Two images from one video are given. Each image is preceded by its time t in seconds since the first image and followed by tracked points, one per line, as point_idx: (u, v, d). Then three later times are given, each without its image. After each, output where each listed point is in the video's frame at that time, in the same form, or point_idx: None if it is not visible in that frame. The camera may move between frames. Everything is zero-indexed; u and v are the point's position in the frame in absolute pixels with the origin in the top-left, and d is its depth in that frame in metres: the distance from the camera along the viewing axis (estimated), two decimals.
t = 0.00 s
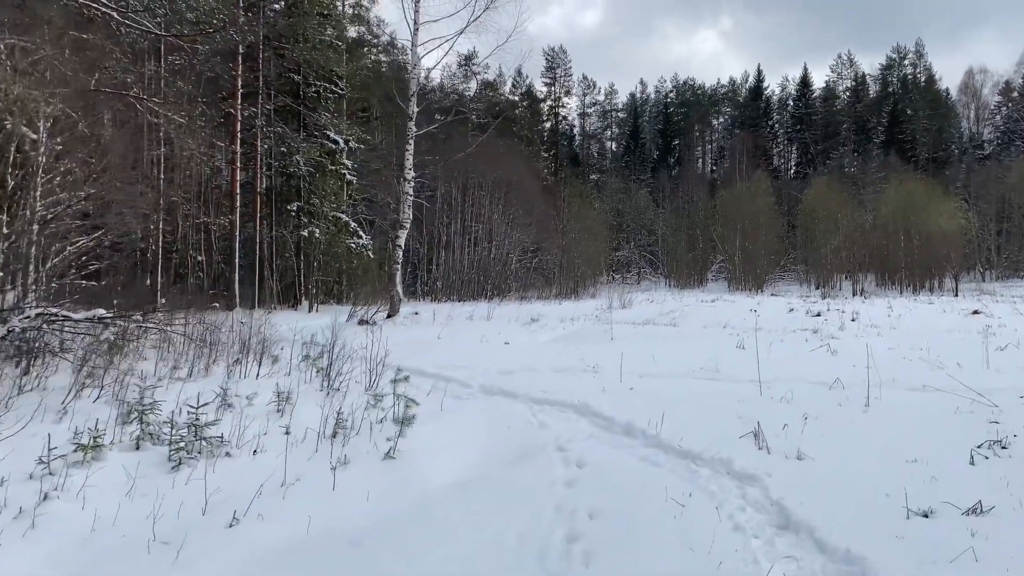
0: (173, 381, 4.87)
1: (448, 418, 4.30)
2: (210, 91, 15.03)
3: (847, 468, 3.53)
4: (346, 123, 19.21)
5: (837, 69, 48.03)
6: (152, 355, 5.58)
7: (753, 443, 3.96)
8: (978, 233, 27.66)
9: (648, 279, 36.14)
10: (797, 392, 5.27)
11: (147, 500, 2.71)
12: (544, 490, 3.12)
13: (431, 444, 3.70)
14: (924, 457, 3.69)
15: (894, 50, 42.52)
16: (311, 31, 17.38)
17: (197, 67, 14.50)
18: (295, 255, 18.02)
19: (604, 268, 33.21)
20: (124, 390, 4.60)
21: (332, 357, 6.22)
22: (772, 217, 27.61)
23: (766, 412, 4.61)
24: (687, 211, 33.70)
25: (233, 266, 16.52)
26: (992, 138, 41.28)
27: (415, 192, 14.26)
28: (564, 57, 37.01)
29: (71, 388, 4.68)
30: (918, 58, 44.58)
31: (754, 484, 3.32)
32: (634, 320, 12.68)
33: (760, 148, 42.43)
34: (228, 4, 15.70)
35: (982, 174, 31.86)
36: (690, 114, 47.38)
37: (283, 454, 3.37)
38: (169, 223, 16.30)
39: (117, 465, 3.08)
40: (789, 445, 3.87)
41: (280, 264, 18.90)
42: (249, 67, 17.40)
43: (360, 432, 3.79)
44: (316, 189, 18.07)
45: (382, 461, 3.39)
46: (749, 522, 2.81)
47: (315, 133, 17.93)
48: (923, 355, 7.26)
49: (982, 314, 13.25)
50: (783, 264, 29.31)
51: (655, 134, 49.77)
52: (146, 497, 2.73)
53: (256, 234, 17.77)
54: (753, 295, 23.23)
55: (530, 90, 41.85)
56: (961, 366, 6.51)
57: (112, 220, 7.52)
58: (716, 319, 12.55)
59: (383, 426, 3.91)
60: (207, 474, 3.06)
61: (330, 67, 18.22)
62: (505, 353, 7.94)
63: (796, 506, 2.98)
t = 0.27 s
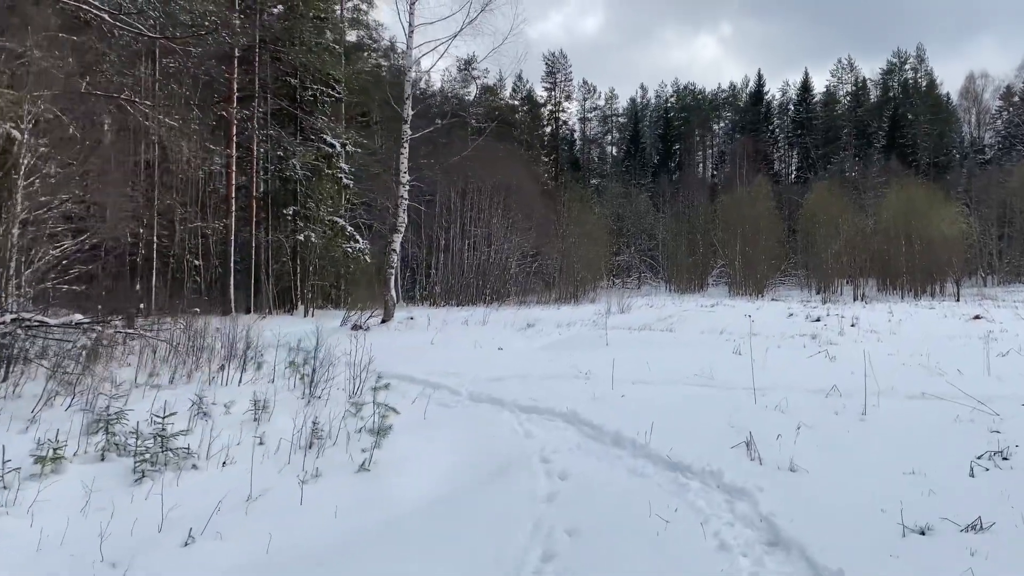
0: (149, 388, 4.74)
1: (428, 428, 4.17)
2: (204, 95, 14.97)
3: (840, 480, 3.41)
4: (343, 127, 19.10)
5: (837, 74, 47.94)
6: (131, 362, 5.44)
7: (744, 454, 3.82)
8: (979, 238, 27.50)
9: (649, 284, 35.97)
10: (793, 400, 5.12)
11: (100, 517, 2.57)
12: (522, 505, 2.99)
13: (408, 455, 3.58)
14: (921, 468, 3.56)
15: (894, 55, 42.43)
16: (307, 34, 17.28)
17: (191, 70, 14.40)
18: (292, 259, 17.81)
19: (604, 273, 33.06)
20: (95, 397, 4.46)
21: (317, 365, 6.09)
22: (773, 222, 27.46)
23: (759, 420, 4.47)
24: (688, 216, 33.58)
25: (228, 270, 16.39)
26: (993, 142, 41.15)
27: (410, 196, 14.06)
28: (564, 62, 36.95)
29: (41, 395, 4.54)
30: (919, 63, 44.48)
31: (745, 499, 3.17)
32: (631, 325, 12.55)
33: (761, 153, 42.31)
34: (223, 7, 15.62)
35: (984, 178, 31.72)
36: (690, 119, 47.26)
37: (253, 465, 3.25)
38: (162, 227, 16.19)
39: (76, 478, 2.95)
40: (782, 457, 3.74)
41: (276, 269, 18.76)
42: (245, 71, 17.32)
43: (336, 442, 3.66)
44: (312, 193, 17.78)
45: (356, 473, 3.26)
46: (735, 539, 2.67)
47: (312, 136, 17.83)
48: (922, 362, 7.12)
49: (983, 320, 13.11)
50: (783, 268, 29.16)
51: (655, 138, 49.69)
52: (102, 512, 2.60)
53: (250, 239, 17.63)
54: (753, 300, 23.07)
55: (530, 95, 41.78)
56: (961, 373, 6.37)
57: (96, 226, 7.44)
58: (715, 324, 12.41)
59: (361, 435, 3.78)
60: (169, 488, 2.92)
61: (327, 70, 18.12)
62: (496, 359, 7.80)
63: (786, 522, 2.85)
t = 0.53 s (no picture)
0: (128, 402, 4.61)
1: (412, 444, 4.05)
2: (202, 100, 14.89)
3: (837, 501, 3.27)
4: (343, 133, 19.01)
5: (841, 80, 47.80)
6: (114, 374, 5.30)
7: (739, 472, 3.68)
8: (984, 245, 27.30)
9: (652, 291, 35.82)
10: (791, 413, 4.98)
11: (55, 542, 2.45)
12: (501, 529, 2.86)
13: (387, 475, 3.46)
14: (922, 487, 3.43)
15: (898, 60, 42.29)
16: (306, 39, 17.21)
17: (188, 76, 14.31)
18: (291, 265, 17.67)
19: (607, 279, 32.90)
20: (71, 410, 4.33)
21: (305, 376, 5.97)
22: (776, 228, 27.32)
23: (755, 435, 4.33)
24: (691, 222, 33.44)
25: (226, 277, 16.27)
26: (998, 148, 40.95)
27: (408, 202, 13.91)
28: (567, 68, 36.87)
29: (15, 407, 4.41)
30: (923, 68, 44.33)
31: (738, 522, 3.03)
32: (632, 333, 12.39)
33: (764, 159, 42.16)
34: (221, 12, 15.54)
35: (989, 184, 31.53)
36: (693, 125, 47.17)
37: (224, 486, 3.12)
38: (160, 233, 16.09)
39: (36, 499, 2.82)
40: (778, 476, 3.60)
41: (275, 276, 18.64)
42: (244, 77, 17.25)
43: (313, 460, 3.54)
44: (311, 199, 17.64)
45: (331, 494, 3.13)
46: (725, 568, 2.53)
47: (311, 142, 17.74)
48: (926, 372, 6.97)
49: (988, 328, 12.94)
50: (787, 275, 28.98)
51: (658, 144, 49.59)
52: (58, 539, 2.47)
53: (249, 245, 17.52)
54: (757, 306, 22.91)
55: (532, 101, 41.70)
56: (966, 384, 6.22)
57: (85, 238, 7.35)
58: (716, 332, 12.27)
59: (340, 452, 3.66)
60: (133, 510, 2.79)
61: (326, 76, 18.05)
62: (491, 369, 7.66)
63: (779, 547, 2.72)
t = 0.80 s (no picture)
0: (111, 409, 4.45)
1: (402, 453, 3.90)
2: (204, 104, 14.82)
3: (849, 513, 3.09)
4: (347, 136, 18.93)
5: (850, 84, 47.55)
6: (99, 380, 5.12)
7: (743, 482, 3.51)
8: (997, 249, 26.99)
9: (660, 296, 35.59)
10: (799, 421, 4.81)
11: (8, 558, 2.29)
12: (489, 546, 2.68)
13: (373, 487, 3.32)
14: (939, 500, 3.23)
15: (908, 64, 42.03)
16: (311, 42, 17.12)
17: (190, 78, 14.23)
18: (294, 270, 17.55)
19: (615, 284, 32.72)
20: (53, 414, 4.20)
21: (300, 382, 5.83)
22: (786, 233, 27.08)
23: (761, 444, 4.17)
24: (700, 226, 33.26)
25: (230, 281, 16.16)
26: (1010, 153, 40.61)
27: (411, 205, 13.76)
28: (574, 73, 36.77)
29: None
30: (933, 72, 44.04)
31: (741, 536, 2.86)
32: (638, 337, 12.23)
33: (773, 163, 41.95)
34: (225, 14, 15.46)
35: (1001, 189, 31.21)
36: (702, 130, 46.95)
37: (198, 497, 2.96)
38: (162, 237, 16.02)
39: None
40: (787, 487, 3.41)
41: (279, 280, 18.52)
42: (249, 80, 17.17)
43: (297, 470, 3.41)
44: (315, 203, 17.54)
45: (311, 508, 2.98)
46: None
47: (316, 146, 17.66)
48: (938, 379, 6.78)
49: (1001, 333, 12.70)
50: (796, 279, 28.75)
51: (666, 149, 49.46)
52: (12, 554, 2.31)
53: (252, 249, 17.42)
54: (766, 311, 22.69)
55: (540, 106, 41.62)
56: (979, 390, 6.01)
57: (84, 244, 7.24)
58: (724, 337, 12.07)
59: (324, 462, 3.50)
60: (98, 523, 2.63)
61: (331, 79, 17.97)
62: (492, 374, 7.50)
63: (787, 565, 2.54)
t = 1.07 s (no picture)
0: (101, 418, 4.33)
1: (398, 465, 3.74)
2: (214, 108, 14.78)
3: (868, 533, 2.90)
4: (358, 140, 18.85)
5: (866, 87, 47.14)
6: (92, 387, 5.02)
7: (755, 498, 3.33)
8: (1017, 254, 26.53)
9: (674, 301, 35.36)
10: (814, 431, 4.61)
11: None
12: (481, 567, 2.52)
13: (364, 502, 3.16)
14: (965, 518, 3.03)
15: (925, 67, 41.58)
16: (321, 47, 17.08)
17: (199, 82, 14.17)
18: (304, 274, 17.46)
19: (628, 289, 32.48)
20: (38, 425, 4.06)
21: (299, 391, 5.69)
22: (801, 237, 26.83)
23: (775, 456, 3.98)
24: (714, 231, 32.99)
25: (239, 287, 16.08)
26: None
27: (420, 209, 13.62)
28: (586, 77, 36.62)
29: None
30: (951, 75, 43.55)
31: (752, 557, 2.67)
32: (650, 343, 12.03)
33: (788, 168, 41.60)
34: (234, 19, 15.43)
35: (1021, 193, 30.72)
36: (716, 134, 46.69)
37: (177, 514, 2.81)
38: (172, 242, 15.98)
39: None
40: (801, 504, 3.23)
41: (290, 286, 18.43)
42: (259, 84, 17.13)
43: (284, 484, 3.25)
44: (325, 208, 17.41)
45: (296, 525, 2.82)
46: None
47: (326, 150, 17.58)
48: (959, 386, 6.54)
49: None
50: (812, 285, 28.42)
51: (680, 153, 49.21)
52: None
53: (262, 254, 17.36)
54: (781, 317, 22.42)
55: (553, 110, 41.52)
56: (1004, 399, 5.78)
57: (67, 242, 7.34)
58: (738, 343, 11.84)
59: (314, 476, 3.34)
60: (68, 542, 2.49)
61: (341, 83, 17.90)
62: (498, 381, 7.33)
63: None
